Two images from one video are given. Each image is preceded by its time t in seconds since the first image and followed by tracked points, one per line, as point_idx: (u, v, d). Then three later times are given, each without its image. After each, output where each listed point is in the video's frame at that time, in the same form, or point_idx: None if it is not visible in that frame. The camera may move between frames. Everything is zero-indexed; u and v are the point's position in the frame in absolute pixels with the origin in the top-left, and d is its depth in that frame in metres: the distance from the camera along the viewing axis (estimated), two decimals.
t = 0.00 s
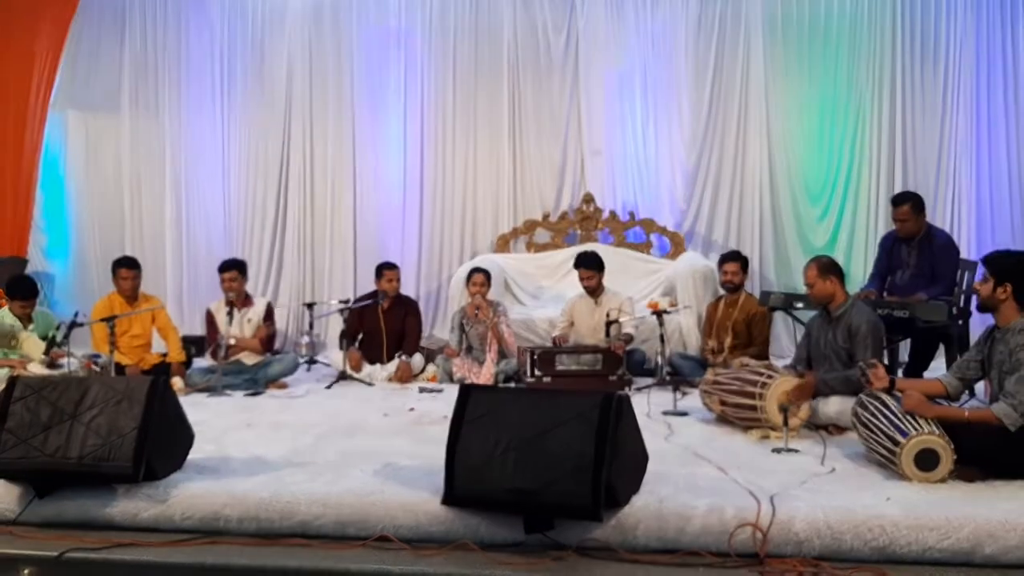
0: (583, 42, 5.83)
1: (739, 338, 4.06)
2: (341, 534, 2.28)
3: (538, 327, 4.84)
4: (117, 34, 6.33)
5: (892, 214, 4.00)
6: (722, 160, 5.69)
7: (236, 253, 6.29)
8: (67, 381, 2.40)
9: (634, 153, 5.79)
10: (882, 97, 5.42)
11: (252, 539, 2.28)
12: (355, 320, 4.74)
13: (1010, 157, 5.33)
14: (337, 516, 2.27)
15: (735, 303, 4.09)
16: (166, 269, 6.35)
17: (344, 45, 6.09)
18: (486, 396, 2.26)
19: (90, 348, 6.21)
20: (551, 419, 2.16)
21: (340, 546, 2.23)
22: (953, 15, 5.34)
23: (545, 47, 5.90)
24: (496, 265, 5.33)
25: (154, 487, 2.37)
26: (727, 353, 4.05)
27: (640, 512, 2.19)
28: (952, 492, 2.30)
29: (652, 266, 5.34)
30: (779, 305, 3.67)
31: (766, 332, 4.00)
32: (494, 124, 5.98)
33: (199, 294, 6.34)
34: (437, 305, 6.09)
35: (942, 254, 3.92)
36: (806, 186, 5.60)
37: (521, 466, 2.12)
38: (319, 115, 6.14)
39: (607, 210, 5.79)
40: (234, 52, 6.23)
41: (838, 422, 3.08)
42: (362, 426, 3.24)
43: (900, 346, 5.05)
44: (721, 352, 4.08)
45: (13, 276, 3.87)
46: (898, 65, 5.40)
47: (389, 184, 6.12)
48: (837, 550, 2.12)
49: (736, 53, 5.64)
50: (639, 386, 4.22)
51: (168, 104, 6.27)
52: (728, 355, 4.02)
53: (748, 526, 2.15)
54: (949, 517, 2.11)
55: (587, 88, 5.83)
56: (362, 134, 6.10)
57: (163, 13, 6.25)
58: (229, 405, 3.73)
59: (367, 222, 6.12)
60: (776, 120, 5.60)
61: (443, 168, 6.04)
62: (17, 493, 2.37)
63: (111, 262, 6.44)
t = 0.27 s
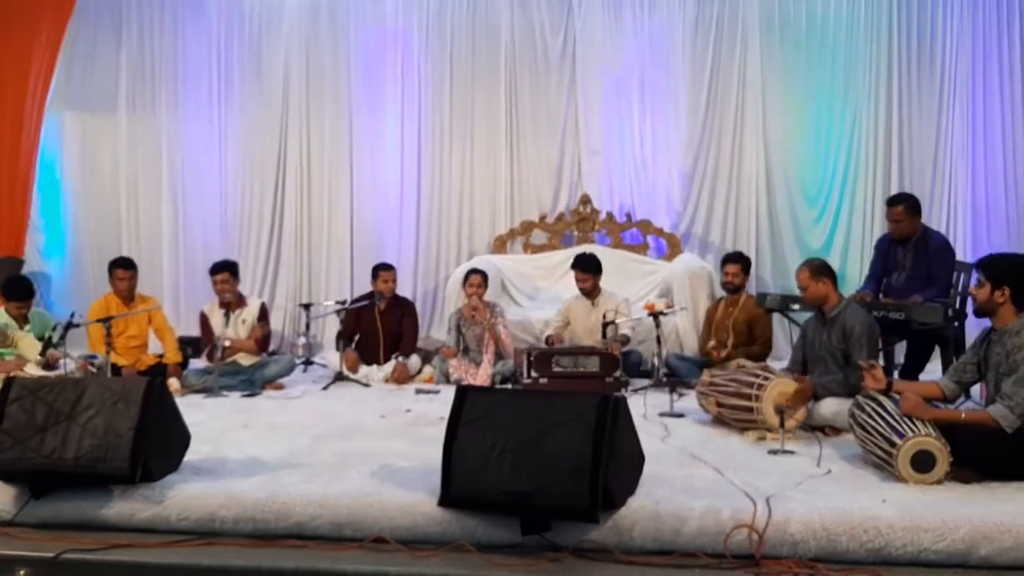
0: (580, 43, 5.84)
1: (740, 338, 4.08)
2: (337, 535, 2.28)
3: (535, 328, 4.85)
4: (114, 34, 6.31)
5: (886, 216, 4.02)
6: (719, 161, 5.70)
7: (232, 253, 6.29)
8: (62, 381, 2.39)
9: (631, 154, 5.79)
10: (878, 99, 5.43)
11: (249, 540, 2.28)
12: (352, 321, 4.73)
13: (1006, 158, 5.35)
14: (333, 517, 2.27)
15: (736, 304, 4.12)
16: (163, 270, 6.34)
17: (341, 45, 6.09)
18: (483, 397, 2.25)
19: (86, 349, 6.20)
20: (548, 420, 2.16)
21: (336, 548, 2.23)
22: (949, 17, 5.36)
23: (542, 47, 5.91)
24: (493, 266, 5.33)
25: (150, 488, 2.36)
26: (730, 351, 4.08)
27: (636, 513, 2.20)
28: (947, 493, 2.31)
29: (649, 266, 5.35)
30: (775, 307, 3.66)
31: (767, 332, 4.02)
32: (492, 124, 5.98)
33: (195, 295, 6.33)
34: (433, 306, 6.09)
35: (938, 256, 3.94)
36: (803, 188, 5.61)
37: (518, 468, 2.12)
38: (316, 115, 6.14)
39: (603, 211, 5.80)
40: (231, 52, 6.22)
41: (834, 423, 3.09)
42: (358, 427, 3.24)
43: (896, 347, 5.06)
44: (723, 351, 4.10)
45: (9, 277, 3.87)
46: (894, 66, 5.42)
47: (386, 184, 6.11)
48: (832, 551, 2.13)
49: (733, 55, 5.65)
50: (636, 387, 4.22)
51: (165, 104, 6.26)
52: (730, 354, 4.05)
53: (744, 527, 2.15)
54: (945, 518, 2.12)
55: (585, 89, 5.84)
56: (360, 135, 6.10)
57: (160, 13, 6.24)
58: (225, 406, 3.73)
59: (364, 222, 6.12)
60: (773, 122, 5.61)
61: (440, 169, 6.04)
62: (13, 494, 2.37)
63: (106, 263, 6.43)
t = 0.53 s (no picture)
0: (577, 44, 5.84)
1: (742, 338, 4.08)
2: (334, 536, 2.28)
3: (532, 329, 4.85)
4: (110, 34, 6.31)
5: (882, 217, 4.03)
6: (716, 162, 5.71)
7: (228, 254, 6.28)
8: (58, 382, 2.39)
9: (628, 156, 5.80)
10: (875, 101, 5.45)
11: (245, 541, 2.28)
12: (349, 322, 4.74)
13: (1002, 159, 5.36)
14: (330, 519, 2.27)
15: (737, 305, 4.13)
16: (159, 271, 6.33)
17: (338, 46, 6.09)
18: (479, 399, 2.24)
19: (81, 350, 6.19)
20: (544, 422, 2.16)
21: (332, 549, 2.23)
22: (945, 19, 5.38)
23: (539, 49, 5.91)
24: (489, 267, 5.33)
25: (146, 489, 2.36)
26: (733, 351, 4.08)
27: (632, 515, 2.20)
28: (943, 495, 2.32)
29: (645, 268, 5.36)
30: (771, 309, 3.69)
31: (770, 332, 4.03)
32: (488, 125, 5.98)
33: (192, 296, 6.33)
34: (430, 308, 6.09)
35: (934, 258, 3.95)
36: (800, 189, 5.63)
37: (514, 470, 2.13)
38: (313, 116, 6.13)
39: (600, 212, 5.80)
40: (228, 52, 6.22)
41: (830, 425, 3.09)
42: (355, 428, 3.24)
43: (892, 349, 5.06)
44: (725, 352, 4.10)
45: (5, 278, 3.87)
46: (890, 68, 5.43)
47: (383, 185, 6.11)
48: (828, 553, 2.14)
49: (730, 57, 5.65)
50: (633, 388, 4.22)
51: (162, 105, 6.25)
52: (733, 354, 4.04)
53: (740, 529, 2.16)
54: (940, 520, 2.12)
55: (582, 90, 5.84)
56: (356, 136, 6.09)
57: (157, 14, 6.24)
58: (221, 407, 3.73)
59: (361, 224, 6.12)
60: (770, 123, 5.62)
61: (437, 170, 6.04)
62: (9, 496, 2.37)
63: (102, 264, 6.42)
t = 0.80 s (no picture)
0: (575, 46, 5.84)
1: (739, 339, 4.10)
2: (332, 538, 2.28)
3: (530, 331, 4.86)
4: (108, 35, 6.30)
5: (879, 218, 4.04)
6: (714, 163, 5.71)
7: (226, 255, 6.28)
8: (56, 383, 2.38)
9: (625, 157, 5.80)
10: (872, 103, 5.46)
11: (243, 542, 2.28)
12: (347, 324, 4.77)
13: (999, 161, 5.38)
14: (328, 520, 2.27)
15: (735, 306, 4.13)
16: (156, 272, 6.33)
17: (336, 46, 6.09)
18: (477, 401, 2.25)
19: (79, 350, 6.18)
20: (541, 423, 2.16)
21: (330, 550, 2.23)
22: (942, 21, 5.39)
23: (537, 50, 5.92)
24: (487, 269, 5.33)
25: (144, 490, 2.36)
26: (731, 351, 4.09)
27: (630, 516, 2.20)
28: (939, 497, 2.32)
29: (643, 269, 5.37)
30: (769, 311, 3.72)
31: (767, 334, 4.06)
32: (487, 126, 5.98)
33: (189, 297, 6.33)
34: (428, 309, 6.09)
35: (931, 260, 3.96)
36: (797, 191, 5.64)
37: (512, 471, 2.13)
38: (312, 116, 6.13)
39: (598, 214, 5.81)
40: (226, 53, 6.22)
41: (828, 426, 3.09)
42: (353, 430, 3.24)
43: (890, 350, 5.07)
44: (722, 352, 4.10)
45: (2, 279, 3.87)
46: (889, 70, 5.44)
47: (381, 186, 6.11)
48: (825, 554, 2.14)
49: (728, 59, 5.66)
50: (630, 390, 4.23)
51: (160, 105, 6.25)
52: (730, 355, 4.05)
53: (737, 530, 2.16)
54: (937, 522, 2.13)
55: (580, 92, 5.85)
56: (354, 137, 6.09)
57: (155, 14, 6.24)
58: (219, 408, 3.73)
59: (359, 224, 6.12)
60: (768, 125, 5.63)
61: (435, 171, 6.04)
62: (6, 496, 2.36)
63: (100, 264, 6.41)
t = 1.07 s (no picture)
0: (575, 48, 5.85)
1: (734, 342, 4.11)
2: (330, 540, 2.28)
3: (529, 333, 4.86)
4: (108, 38, 6.31)
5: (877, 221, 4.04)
6: (713, 165, 5.72)
7: (226, 257, 6.28)
8: (54, 385, 2.38)
9: (625, 160, 5.81)
10: (871, 106, 5.46)
11: (242, 544, 2.28)
12: (346, 325, 4.77)
13: (997, 163, 5.39)
14: (327, 522, 2.27)
15: (729, 308, 4.14)
16: (156, 274, 6.33)
17: (336, 49, 6.10)
18: (476, 403, 2.25)
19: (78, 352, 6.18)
20: (540, 425, 2.16)
21: (329, 553, 2.23)
22: (941, 24, 5.40)
23: (536, 53, 5.93)
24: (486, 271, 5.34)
25: (143, 492, 2.36)
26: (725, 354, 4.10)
27: (628, 518, 2.21)
28: (937, 500, 2.33)
29: (642, 271, 5.38)
30: (768, 313, 3.71)
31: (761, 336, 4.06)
32: (486, 128, 5.99)
33: (189, 299, 6.33)
34: (427, 311, 6.09)
35: (929, 263, 3.96)
36: (796, 194, 5.64)
37: (511, 473, 2.13)
38: (311, 119, 6.14)
39: (597, 216, 5.82)
40: (226, 55, 6.22)
41: (826, 429, 3.10)
42: (351, 432, 3.24)
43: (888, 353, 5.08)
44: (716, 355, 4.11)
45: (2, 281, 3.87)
46: (888, 74, 5.45)
47: (381, 187, 6.11)
48: (823, 557, 2.14)
49: (727, 62, 5.67)
50: (629, 392, 4.23)
51: (159, 107, 6.26)
52: (725, 357, 4.07)
53: (736, 533, 2.16)
54: (935, 525, 2.13)
55: (579, 94, 5.85)
56: (354, 139, 6.10)
57: (155, 17, 6.25)
58: (218, 410, 3.73)
59: (359, 226, 6.12)
60: (767, 128, 5.64)
61: (434, 173, 6.05)
62: (5, 498, 2.37)
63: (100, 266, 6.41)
